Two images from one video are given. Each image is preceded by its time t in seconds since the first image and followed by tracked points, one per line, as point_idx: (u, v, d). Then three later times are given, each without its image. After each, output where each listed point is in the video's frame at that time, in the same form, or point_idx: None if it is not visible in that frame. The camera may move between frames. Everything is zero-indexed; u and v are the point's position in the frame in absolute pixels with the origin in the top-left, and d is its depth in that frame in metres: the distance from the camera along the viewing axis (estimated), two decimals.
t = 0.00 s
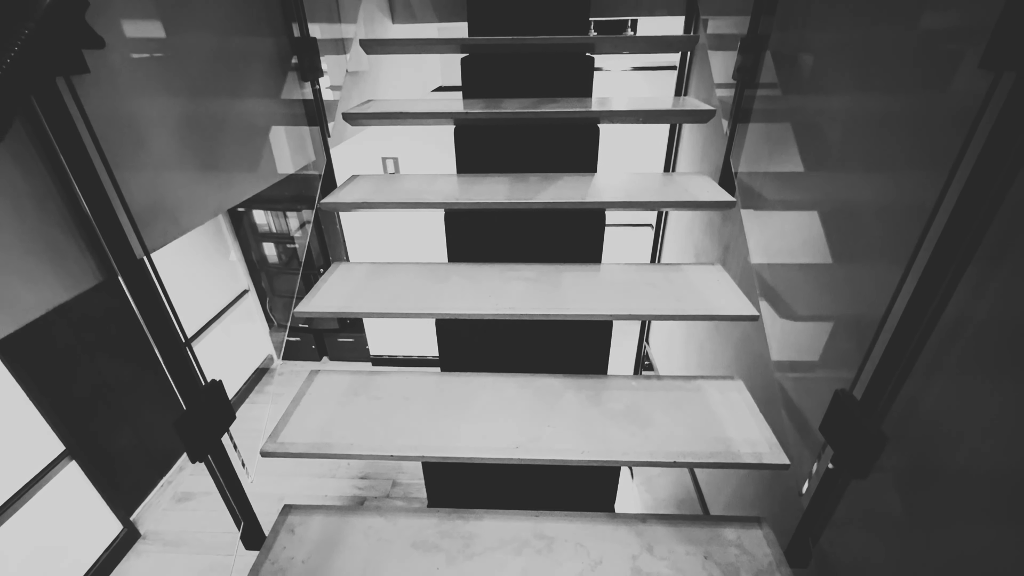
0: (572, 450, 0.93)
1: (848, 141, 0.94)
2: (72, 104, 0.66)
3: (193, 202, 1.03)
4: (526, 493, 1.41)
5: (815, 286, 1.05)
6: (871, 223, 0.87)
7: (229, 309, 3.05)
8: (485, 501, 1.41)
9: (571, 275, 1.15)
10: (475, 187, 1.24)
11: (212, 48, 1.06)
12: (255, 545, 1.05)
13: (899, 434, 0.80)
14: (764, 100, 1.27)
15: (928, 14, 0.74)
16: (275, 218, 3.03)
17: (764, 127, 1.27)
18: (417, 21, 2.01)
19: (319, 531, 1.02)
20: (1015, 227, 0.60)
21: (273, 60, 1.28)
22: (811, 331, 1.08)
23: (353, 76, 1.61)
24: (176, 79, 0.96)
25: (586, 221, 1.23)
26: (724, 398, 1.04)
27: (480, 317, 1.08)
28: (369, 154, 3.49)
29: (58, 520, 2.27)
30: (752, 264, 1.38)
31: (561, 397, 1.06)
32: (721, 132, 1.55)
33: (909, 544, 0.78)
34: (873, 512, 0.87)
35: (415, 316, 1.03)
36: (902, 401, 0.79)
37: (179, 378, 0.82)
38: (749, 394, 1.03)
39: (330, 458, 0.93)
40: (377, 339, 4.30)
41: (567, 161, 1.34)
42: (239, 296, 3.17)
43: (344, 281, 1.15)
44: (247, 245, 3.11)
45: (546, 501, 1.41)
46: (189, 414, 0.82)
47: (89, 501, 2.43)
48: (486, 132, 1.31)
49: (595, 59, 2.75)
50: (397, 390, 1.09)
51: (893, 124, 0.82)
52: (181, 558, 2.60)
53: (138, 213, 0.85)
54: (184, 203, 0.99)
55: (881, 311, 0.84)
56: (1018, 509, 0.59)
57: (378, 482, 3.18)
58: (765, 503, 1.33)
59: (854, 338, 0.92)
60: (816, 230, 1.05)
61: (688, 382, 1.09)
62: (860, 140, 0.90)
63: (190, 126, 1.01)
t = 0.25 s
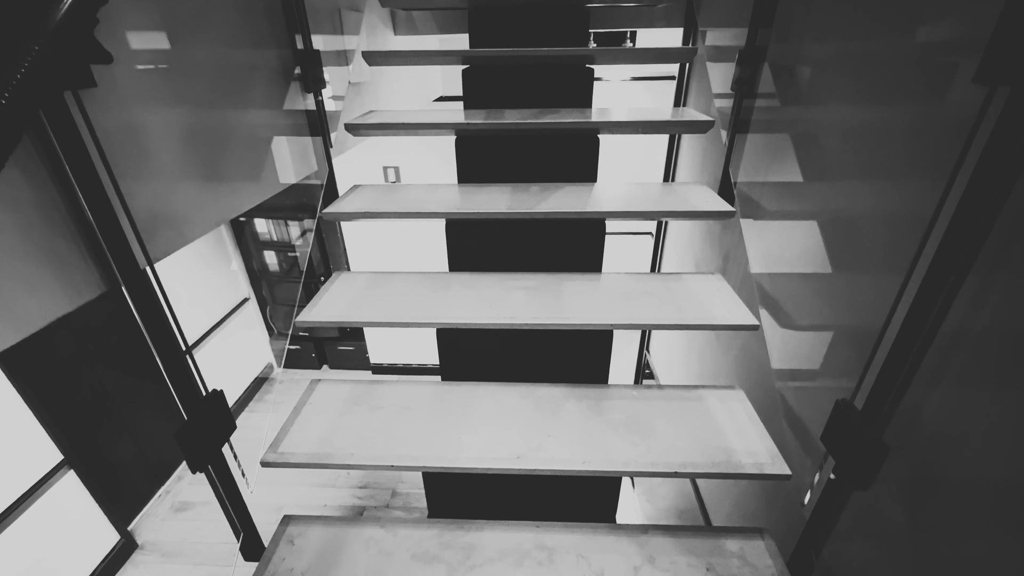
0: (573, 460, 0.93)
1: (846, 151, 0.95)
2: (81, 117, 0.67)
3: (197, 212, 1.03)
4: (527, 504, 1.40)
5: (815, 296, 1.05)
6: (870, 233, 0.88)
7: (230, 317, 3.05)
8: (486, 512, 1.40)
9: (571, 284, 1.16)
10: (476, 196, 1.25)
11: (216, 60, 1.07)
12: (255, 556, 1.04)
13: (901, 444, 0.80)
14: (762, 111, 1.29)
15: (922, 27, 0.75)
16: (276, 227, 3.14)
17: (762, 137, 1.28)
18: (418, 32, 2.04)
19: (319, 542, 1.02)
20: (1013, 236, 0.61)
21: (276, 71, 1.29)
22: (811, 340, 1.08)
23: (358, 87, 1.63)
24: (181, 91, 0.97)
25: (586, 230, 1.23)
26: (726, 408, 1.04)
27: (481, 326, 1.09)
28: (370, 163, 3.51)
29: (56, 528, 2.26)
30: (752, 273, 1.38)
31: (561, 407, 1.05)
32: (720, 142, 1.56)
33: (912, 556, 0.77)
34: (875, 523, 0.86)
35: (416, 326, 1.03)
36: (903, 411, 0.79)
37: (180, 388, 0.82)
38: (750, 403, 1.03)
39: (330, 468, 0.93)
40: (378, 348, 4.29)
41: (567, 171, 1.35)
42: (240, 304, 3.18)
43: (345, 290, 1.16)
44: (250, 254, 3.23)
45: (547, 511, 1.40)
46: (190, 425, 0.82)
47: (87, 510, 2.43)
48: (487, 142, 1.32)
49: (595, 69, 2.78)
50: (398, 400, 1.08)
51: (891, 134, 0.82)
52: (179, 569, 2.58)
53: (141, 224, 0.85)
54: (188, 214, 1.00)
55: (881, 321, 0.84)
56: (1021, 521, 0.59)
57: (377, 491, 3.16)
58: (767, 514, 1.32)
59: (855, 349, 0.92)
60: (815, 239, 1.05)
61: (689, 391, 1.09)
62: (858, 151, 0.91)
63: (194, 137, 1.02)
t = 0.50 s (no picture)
0: (574, 470, 0.92)
1: (844, 161, 0.96)
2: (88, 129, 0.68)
3: (200, 222, 1.04)
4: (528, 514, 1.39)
5: (815, 305, 1.06)
6: (870, 242, 0.88)
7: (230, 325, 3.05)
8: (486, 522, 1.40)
9: (572, 293, 1.16)
10: (477, 206, 1.25)
11: (221, 71, 1.09)
12: (254, 567, 1.04)
13: (903, 454, 0.80)
14: (761, 121, 1.30)
15: (918, 38, 0.76)
16: (276, 235, 3.10)
17: (761, 147, 1.29)
18: (420, 43, 2.06)
19: (319, 553, 1.01)
20: (1012, 245, 0.61)
21: (280, 82, 1.31)
22: (812, 349, 1.08)
23: (358, 98, 1.66)
24: (185, 101, 0.98)
25: (586, 239, 1.24)
26: (727, 418, 1.04)
27: (481, 335, 1.09)
28: (371, 172, 3.53)
29: (53, 539, 2.24)
30: (752, 282, 1.38)
31: (562, 416, 1.05)
32: (719, 152, 1.57)
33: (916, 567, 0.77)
34: (878, 534, 0.86)
35: (417, 335, 1.03)
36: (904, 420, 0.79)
37: (182, 397, 0.82)
38: (751, 413, 1.03)
39: (331, 478, 0.93)
40: (378, 356, 4.29)
41: (567, 180, 1.36)
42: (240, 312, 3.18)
43: (346, 300, 1.16)
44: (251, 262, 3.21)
45: (547, 522, 1.39)
46: (191, 434, 0.82)
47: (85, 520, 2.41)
48: (487, 152, 1.33)
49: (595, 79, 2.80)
50: (399, 409, 1.08)
51: (889, 144, 0.83)
52: None
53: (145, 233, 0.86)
54: (191, 223, 1.01)
55: (881, 330, 0.84)
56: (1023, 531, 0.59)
57: (377, 501, 3.14)
58: (769, 524, 1.31)
59: (855, 358, 0.92)
60: (815, 248, 1.05)
61: (690, 401, 1.09)
62: (856, 161, 0.92)
63: (198, 146, 1.02)
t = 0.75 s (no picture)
0: (574, 480, 0.92)
1: (842, 171, 0.96)
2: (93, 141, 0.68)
3: (202, 231, 1.04)
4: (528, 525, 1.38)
5: (815, 315, 1.06)
6: (869, 252, 0.88)
7: (229, 334, 3.04)
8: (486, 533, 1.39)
9: (572, 303, 1.16)
10: (478, 215, 1.26)
11: (225, 82, 1.10)
12: None
13: (905, 464, 0.80)
14: (759, 132, 1.31)
15: (915, 50, 0.77)
16: (277, 243, 3.07)
17: (760, 157, 1.30)
18: (421, 54, 2.08)
19: (318, 564, 1.01)
20: (1010, 255, 0.61)
21: (282, 93, 1.32)
22: (812, 359, 1.08)
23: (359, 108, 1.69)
24: (189, 112, 0.99)
25: (586, 249, 1.24)
26: (728, 428, 1.03)
27: (482, 345, 1.09)
28: (372, 181, 3.55)
29: (50, 549, 2.22)
30: (752, 292, 1.39)
31: (563, 426, 1.05)
32: (718, 162, 1.58)
33: None
34: (881, 546, 0.85)
35: (418, 345, 1.03)
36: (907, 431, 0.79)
37: (182, 407, 0.82)
38: (752, 423, 1.03)
39: (330, 489, 0.93)
40: (378, 364, 4.28)
41: (568, 190, 1.37)
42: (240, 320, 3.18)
43: (347, 309, 1.16)
44: (251, 271, 3.17)
45: (548, 532, 1.38)
46: (191, 446, 0.82)
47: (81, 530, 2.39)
48: (488, 162, 1.34)
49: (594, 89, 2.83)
50: (399, 419, 1.08)
51: (886, 155, 0.84)
52: None
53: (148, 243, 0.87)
54: (194, 234, 1.01)
55: (881, 340, 0.85)
56: None
57: (376, 511, 3.12)
58: (771, 535, 1.30)
59: (856, 367, 0.92)
60: (814, 258, 1.06)
61: (691, 411, 1.09)
62: (854, 171, 0.93)
63: (201, 156, 1.03)
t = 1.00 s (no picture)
0: (575, 491, 0.92)
1: (841, 182, 0.97)
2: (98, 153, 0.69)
3: (203, 241, 1.04)
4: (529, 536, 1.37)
5: (815, 325, 1.06)
6: (869, 262, 0.89)
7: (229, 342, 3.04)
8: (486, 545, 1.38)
9: (573, 312, 1.16)
10: (479, 225, 1.27)
11: (228, 93, 1.11)
12: None
13: (908, 475, 0.79)
14: (757, 143, 1.32)
15: (912, 62, 0.78)
16: (277, 252, 3.11)
17: (758, 168, 1.31)
18: (422, 66, 2.10)
19: None
20: (1009, 265, 0.61)
21: (285, 104, 1.33)
22: (812, 369, 1.08)
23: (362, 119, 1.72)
24: (192, 122, 1.00)
25: (586, 259, 1.25)
26: (729, 438, 1.03)
27: (482, 354, 1.09)
28: (373, 190, 3.58)
29: (46, 560, 2.21)
30: (752, 301, 1.39)
31: (563, 437, 1.05)
32: (717, 172, 1.59)
33: None
34: (885, 558, 0.84)
35: (418, 354, 1.03)
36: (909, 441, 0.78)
37: (182, 417, 0.82)
38: (754, 434, 1.02)
39: (330, 500, 0.92)
40: (378, 373, 4.27)
41: (568, 200, 1.38)
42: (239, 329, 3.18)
43: (348, 319, 1.16)
44: (251, 279, 3.21)
45: (549, 544, 1.37)
46: (191, 457, 0.82)
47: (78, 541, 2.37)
48: (488, 173, 1.36)
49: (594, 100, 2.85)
50: (399, 429, 1.08)
51: (884, 165, 0.84)
52: None
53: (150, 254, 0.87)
54: (196, 244, 1.01)
55: (882, 350, 0.85)
56: None
57: (375, 521, 3.09)
58: (774, 547, 1.29)
59: (857, 377, 0.92)
60: (814, 267, 1.06)
61: (692, 421, 1.09)
62: (853, 181, 0.93)
63: (203, 166, 1.04)
